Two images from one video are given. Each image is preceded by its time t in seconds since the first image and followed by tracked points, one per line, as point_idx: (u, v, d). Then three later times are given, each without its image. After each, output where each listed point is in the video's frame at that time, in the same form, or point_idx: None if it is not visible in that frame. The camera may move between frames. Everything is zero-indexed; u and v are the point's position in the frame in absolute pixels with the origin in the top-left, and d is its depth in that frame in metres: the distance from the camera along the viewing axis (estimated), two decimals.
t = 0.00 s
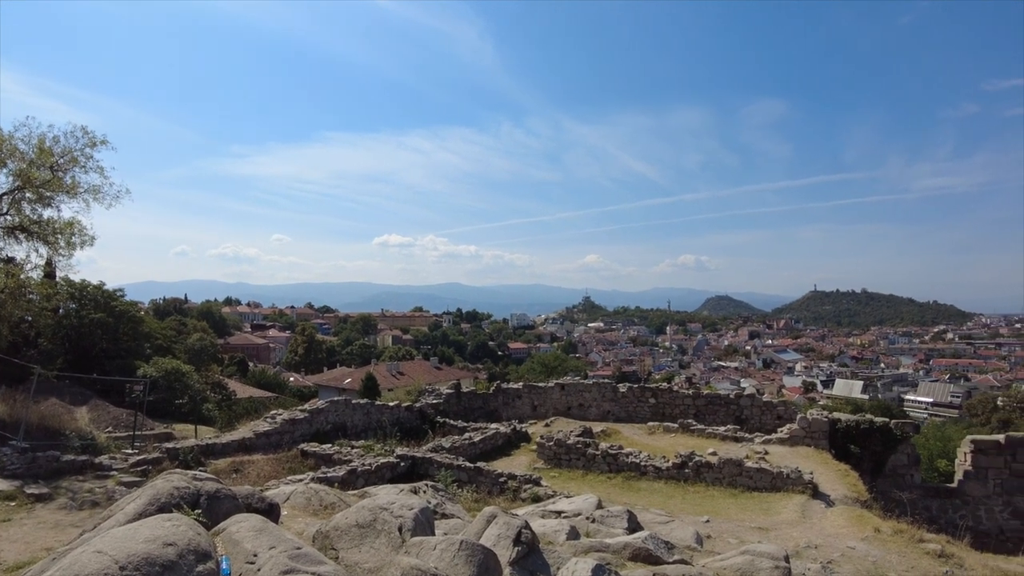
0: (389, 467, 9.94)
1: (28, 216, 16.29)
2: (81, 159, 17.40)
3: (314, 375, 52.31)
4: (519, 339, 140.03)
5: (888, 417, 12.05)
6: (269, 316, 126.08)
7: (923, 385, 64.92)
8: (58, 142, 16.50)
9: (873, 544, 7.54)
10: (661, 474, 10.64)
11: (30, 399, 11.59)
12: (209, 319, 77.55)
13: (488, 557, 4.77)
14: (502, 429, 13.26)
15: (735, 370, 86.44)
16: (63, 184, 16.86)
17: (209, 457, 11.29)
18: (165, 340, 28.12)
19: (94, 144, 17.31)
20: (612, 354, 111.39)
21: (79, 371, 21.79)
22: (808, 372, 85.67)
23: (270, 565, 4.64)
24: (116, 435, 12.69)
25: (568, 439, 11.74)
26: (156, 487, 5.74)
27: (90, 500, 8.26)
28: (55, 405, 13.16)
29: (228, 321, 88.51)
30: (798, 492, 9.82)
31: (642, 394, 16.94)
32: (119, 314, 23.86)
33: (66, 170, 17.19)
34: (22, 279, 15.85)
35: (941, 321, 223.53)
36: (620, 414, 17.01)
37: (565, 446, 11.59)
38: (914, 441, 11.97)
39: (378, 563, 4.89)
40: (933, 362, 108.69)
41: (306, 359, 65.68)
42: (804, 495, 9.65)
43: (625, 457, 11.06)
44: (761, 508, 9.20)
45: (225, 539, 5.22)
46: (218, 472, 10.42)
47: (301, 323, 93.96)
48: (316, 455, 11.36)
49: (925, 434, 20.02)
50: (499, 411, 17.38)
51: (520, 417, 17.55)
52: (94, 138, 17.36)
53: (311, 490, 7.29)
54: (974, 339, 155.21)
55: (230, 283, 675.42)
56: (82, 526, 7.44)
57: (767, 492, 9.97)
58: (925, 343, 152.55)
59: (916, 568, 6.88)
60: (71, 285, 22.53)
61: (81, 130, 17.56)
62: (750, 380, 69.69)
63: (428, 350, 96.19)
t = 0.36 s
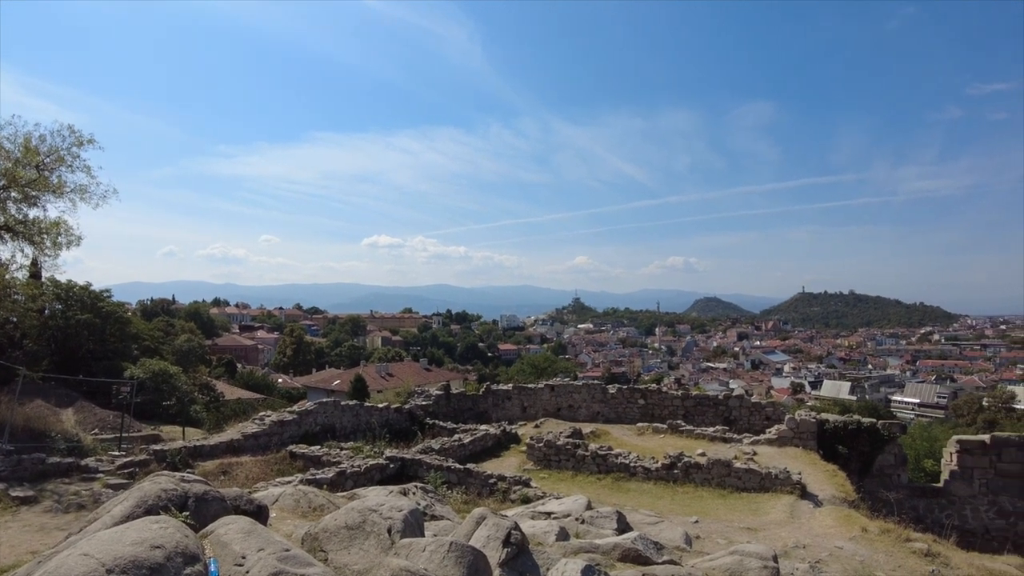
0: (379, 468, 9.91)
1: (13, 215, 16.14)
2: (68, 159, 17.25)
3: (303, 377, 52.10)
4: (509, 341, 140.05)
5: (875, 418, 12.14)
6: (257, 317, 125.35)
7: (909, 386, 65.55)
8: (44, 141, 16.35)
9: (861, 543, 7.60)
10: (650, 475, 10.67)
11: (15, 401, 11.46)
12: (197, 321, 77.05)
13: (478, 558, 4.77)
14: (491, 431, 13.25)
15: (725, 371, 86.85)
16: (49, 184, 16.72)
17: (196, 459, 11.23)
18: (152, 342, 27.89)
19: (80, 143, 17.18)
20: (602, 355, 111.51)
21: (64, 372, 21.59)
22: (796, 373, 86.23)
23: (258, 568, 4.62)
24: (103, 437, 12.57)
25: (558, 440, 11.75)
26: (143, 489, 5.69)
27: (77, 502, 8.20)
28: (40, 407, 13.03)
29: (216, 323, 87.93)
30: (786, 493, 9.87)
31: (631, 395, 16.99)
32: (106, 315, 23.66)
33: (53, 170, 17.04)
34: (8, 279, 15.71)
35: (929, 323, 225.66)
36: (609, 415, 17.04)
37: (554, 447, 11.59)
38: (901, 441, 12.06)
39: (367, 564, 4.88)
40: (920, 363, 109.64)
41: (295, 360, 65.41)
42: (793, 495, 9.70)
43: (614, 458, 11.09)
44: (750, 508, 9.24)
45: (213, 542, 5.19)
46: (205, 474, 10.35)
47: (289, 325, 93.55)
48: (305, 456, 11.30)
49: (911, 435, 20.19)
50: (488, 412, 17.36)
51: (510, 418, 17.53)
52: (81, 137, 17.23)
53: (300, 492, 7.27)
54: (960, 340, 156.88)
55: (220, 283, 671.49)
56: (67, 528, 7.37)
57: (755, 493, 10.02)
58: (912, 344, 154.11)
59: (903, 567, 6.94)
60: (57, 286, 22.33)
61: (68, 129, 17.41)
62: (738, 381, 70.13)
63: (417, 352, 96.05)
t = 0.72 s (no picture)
0: (371, 469, 9.89)
1: (3, 214, 16.02)
2: (59, 158, 17.15)
3: (296, 378, 51.99)
4: (503, 341, 140.18)
5: (867, 418, 12.19)
6: (249, 317, 124.91)
7: (900, 387, 65.99)
8: (35, 140, 16.26)
9: (852, 543, 7.64)
10: (643, 475, 10.69)
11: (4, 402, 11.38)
12: (189, 321, 76.76)
13: (471, 558, 4.76)
14: (484, 431, 13.25)
15: (717, 372, 87.19)
16: (39, 183, 16.61)
17: (188, 461, 11.19)
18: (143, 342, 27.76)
19: (71, 142, 17.09)
20: (594, 356, 111.67)
21: (55, 372, 21.48)
22: (788, 373, 86.52)
23: (250, 569, 4.60)
24: (93, 438, 12.51)
25: (550, 440, 11.76)
26: (134, 490, 5.67)
27: (67, 504, 8.15)
28: (30, 408, 12.94)
29: (208, 323, 87.58)
30: (778, 492, 9.91)
31: (623, 395, 17.03)
32: (97, 315, 23.57)
33: (43, 169, 16.93)
34: None
35: (920, 324, 227.36)
36: (602, 415, 17.07)
37: (547, 448, 11.59)
38: (892, 441, 12.11)
39: (360, 564, 4.88)
40: (910, 363, 110.46)
41: (287, 361, 65.29)
42: (784, 495, 9.74)
43: (607, 458, 11.11)
44: (742, 508, 9.27)
45: (205, 543, 5.17)
46: (197, 475, 10.30)
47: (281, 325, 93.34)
48: (297, 457, 11.27)
49: (902, 435, 20.30)
50: (481, 413, 17.35)
51: (503, 418, 17.52)
52: (72, 136, 17.13)
53: (293, 493, 7.25)
54: (950, 341, 158.17)
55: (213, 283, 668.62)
56: (58, 530, 7.33)
57: (748, 493, 10.05)
58: (903, 345, 155.17)
59: (893, 566, 6.98)
60: (48, 286, 22.22)
61: (58, 128, 17.32)
62: (731, 381, 70.46)
63: (410, 352, 96.10)
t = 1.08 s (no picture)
0: (364, 470, 9.86)
1: None
2: (49, 157, 17.03)
3: (288, 379, 51.85)
4: (496, 342, 140.27)
5: (859, 418, 12.24)
6: (242, 318, 124.51)
7: (892, 387, 66.39)
8: (26, 139, 16.15)
9: (844, 542, 7.67)
10: (636, 475, 10.71)
11: None
12: (181, 322, 76.44)
13: (464, 559, 4.75)
14: (478, 432, 13.25)
15: (710, 372, 87.48)
16: (30, 182, 16.50)
17: (181, 462, 11.14)
18: (135, 343, 27.63)
19: (62, 142, 16.97)
20: (588, 356, 111.77)
21: (46, 373, 21.35)
22: (781, 373, 86.94)
23: (242, 572, 4.58)
24: (84, 439, 12.43)
25: (544, 441, 11.75)
26: (126, 492, 5.63)
27: (58, 506, 8.10)
28: (21, 409, 12.85)
29: (201, 324, 87.25)
30: (771, 493, 9.94)
31: (617, 395, 17.04)
32: (89, 316, 23.46)
33: (34, 168, 16.82)
34: None
35: (912, 324, 228.92)
36: (595, 415, 17.09)
37: (541, 448, 11.59)
38: (884, 441, 12.16)
39: (353, 566, 4.86)
40: (902, 364, 111.20)
41: (280, 362, 65.14)
42: (777, 495, 9.77)
43: (601, 459, 11.12)
44: (735, 508, 9.30)
45: (197, 544, 5.15)
46: (190, 477, 10.26)
47: (274, 326, 93.14)
48: (290, 458, 11.23)
49: (894, 434, 20.40)
50: (475, 413, 17.36)
51: (496, 419, 17.52)
52: (63, 136, 17.02)
53: (285, 494, 7.23)
54: (942, 342, 159.32)
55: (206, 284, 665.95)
56: (49, 532, 7.28)
57: (740, 493, 10.08)
58: (894, 345, 156.16)
59: (885, 565, 7.01)
60: (39, 287, 22.09)
61: (49, 128, 17.20)
62: (724, 381, 70.72)
63: (404, 352, 96.08)
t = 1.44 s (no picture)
0: (356, 471, 9.83)
1: None
2: (39, 157, 16.92)
3: (280, 380, 51.74)
4: (489, 343, 140.28)
5: (850, 418, 12.31)
6: (233, 319, 124.11)
7: (883, 388, 66.84)
8: (16, 139, 16.03)
9: (836, 542, 7.71)
10: (628, 476, 10.73)
11: None
12: (172, 322, 76.15)
13: (457, 560, 4.75)
14: (471, 433, 13.25)
15: (702, 373, 87.83)
16: (20, 182, 16.38)
17: (172, 463, 11.09)
18: (125, 343, 27.47)
19: (52, 141, 16.86)
20: (581, 357, 111.93)
21: (35, 375, 21.19)
22: (772, 374, 87.43)
23: (234, 572, 4.57)
24: (74, 440, 12.35)
25: (537, 442, 11.76)
26: (116, 493, 5.61)
27: (47, 508, 8.05)
28: (10, 411, 12.75)
29: (192, 324, 86.90)
30: (763, 493, 9.97)
31: (610, 396, 17.06)
32: (80, 316, 23.35)
33: (23, 168, 16.70)
34: None
35: (903, 325, 230.58)
36: (588, 416, 17.11)
37: (533, 449, 11.60)
38: (875, 440, 12.21)
39: (345, 568, 4.84)
40: (893, 364, 112.14)
41: (272, 363, 65.00)
42: (769, 495, 9.81)
43: (593, 459, 11.13)
44: (727, 508, 9.32)
45: (189, 546, 5.13)
46: (181, 477, 10.21)
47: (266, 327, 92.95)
48: (282, 460, 11.18)
49: (885, 434, 20.51)
50: (468, 414, 17.34)
51: (489, 420, 17.49)
52: (53, 135, 16.90)
53: (277, 495, 7.20)
54: (932, 342, 160.64)
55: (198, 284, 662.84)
56: (38, 534, 7.22)
57: (732, 493, 10.11)
58: (885, 346, 157.17)
59: (876, 564, 7.03)
60: (29, 287, 21.94)
61: (39, 127, 17.07)
62: (715, 382, 71.04)
63: (396, 353, 96.01)
